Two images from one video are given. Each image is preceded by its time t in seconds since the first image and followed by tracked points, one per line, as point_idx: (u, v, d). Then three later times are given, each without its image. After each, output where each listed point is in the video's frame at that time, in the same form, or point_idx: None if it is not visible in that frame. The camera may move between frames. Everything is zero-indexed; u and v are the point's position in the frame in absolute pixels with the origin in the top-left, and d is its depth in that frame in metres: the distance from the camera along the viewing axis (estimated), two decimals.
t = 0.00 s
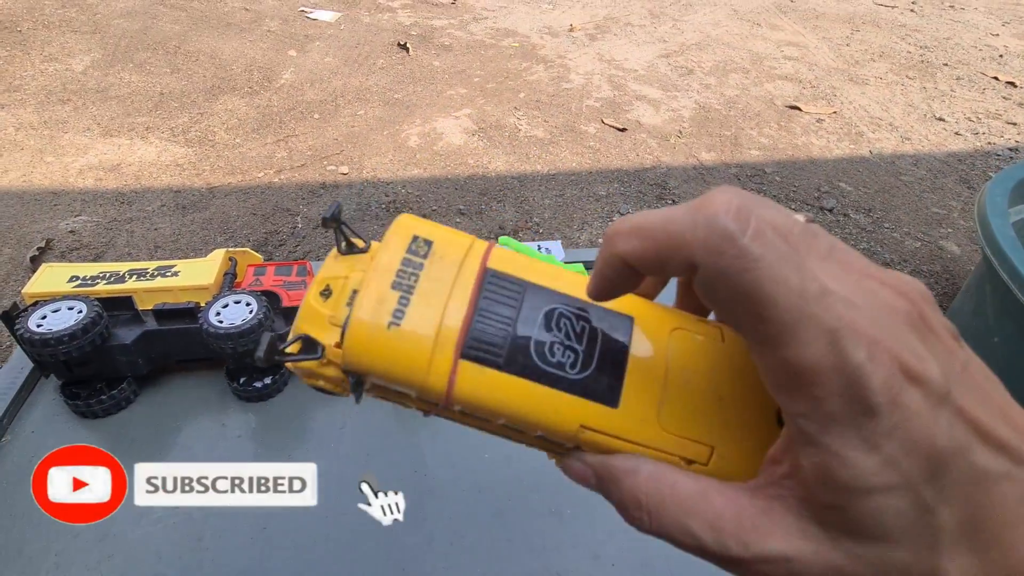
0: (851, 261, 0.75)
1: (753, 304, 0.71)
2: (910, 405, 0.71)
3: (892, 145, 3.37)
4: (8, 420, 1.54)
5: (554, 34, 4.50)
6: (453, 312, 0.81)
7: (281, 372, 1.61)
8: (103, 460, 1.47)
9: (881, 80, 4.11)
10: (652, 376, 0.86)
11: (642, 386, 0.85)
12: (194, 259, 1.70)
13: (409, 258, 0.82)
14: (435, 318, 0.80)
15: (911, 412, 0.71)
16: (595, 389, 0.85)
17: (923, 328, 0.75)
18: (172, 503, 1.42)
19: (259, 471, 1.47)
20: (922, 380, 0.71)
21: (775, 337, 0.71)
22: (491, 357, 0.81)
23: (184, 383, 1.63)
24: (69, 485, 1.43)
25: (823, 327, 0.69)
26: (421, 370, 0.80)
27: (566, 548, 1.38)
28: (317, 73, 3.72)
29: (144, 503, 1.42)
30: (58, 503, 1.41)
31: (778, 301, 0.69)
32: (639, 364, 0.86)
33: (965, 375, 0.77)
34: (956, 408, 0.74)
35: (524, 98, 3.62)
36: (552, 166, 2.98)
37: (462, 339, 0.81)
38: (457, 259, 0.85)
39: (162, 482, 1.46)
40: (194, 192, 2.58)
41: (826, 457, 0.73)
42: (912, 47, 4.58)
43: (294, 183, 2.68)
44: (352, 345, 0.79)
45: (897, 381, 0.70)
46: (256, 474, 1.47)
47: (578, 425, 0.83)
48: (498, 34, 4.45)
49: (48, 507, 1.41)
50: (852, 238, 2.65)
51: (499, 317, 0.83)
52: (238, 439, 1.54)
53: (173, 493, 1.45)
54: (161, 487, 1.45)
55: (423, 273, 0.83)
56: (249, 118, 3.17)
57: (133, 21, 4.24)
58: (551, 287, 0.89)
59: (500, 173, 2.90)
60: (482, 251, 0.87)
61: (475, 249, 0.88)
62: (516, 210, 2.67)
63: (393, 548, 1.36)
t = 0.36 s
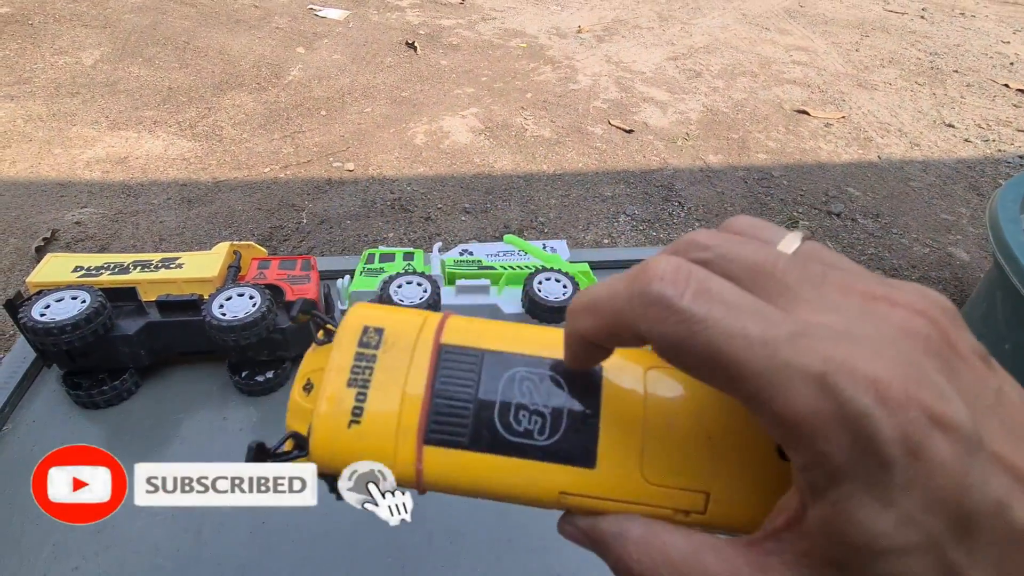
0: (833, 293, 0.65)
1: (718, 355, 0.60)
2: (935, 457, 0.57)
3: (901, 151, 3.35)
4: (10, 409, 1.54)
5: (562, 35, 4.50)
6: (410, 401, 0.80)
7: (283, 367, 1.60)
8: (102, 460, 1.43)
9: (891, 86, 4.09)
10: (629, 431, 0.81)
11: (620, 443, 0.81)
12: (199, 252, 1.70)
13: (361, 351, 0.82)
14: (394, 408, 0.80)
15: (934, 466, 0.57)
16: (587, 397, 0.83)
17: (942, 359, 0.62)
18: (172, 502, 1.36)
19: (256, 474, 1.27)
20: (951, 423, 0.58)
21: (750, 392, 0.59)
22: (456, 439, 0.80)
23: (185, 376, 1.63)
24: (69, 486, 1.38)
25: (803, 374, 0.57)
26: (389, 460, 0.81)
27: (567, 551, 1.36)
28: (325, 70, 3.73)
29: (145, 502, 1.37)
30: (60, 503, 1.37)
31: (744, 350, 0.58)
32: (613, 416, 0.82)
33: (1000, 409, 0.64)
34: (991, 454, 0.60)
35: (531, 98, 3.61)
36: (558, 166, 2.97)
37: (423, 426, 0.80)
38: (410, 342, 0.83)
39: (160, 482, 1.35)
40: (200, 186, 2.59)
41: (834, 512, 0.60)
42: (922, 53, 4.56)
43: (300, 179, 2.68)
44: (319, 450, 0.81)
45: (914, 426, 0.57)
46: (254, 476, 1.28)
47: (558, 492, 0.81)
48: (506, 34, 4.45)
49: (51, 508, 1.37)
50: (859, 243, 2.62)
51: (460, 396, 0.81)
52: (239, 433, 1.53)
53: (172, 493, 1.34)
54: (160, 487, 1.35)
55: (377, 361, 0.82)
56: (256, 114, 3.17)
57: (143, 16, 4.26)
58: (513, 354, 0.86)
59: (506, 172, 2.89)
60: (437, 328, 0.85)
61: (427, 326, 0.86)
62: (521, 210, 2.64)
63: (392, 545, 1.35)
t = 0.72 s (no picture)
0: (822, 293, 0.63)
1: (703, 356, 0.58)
2: (933, 445, 0.56)
3: (908, 151, 3.32)
4: (12, 399, 1.54)
5: (568, 33, 4.49)
6: (407, 390, 0.81)
7: (286, 360, 1.60)
8: (102, 461, 1.40)
9: (898, 86, 4.07)
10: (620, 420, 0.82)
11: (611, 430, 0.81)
12: (202, 245, 1.70)
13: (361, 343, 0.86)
14: (393, 396, 0.81)
15: (933, 454, 0.56)
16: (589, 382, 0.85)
17: (939, 350, 0.61)
18: (172, 502, 1.34)
19: (255, 474, 1.18)
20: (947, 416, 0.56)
21: (739, 393, 0.58)
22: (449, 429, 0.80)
23: (188, 369, 1.62)
24: (68, 486, 1.36)
25: (792, 371, 0.56)
26: (383, 452, 0.80)
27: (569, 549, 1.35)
28: (330, 66, 3.73)
29: (144, 501, 1.35)
30: (59, 504, 1.36)
31: (728, 353, 0.57)
32: (610, 409, 0.82)
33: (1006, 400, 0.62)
34: (993, 445, 0.59)
35: (536, 95, 3.60)
36: (562, 163, 2.96)
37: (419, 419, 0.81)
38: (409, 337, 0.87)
39: (160, 482, 1.32)
40: (204, 179, 2.58)
41: (840, 507, 0.59)
42: (930, 53, 4.53)
43: (304, 173, 2.67)
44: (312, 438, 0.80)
45: (909, 415, 0.55)
46: (253, 475, 1.19)
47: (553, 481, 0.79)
48: (512, 32, 4.44)
49: (51, 509, 1.36)
50: (866, 243, 2.60)
51: (456, 386, 0.83)
52: (241, 426, 1.53)
53: (173, 493, 1.31)
54: (160, 487, 1.32)
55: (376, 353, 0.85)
56: (260, 109, 3.17)
57: (149, 11, 4.27)
58: (510, 351, 0.89)
59: (510, 168, 2.88)
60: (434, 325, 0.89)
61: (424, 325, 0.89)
62: (526, 206, 2.63)
63: (393, 540, 1.35)
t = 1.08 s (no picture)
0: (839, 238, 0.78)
1: (728, 262, 0.75)
2: (915, 362, 0.68)
3: (912, 151, 3.31)
4: (14, 395, 1.54)
5: (571, 32, 4.47)
6: (432, 357, 0.84)
7: (287, 358, 1.60)
8: (100, 459, 1.43)
9: (903, 86, 4.05)
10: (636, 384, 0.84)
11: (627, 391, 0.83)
12: (204, 242, 1.70)
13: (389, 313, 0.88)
14: (416, 361, 0.83)
15: (915, 373, 0.67)
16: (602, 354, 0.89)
17: (931, 294, 0.72)
18: (172, 503, 1.39)
19: (260, 470, 1.45)
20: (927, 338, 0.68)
21: (751, 296, 0.73)
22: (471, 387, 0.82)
23: (190, 366, 1.62)
24: (68, 486, 1.38)
25: (797, 281, 0.72)
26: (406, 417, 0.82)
27: (572, 544, 1.35)
28: (332, 64, 3.73)
29: (143, 503, 1.38)
30: (62, 504, 1.37)
31: (748, 257, 0.74)
32: (624, 376, 0.85)
33: (991, 348, 0.72)
34: (971, 376, 0.69)
35: (539, 93, 3.60)
36: (565, 162, 2.95)
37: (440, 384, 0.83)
38: (435, 309, 0.89)
39: (162, 482, 1.43)
40: (206, 177, 2.58)
41: (826, 418, 0.71)
42: (935, 53, 4.51)
43: (306, 171, 2.67)
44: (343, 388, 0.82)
45: (893, 333, 0.68)
46: (257, 473, 1.44)
47: (566, 444, 0.81)
48: (515, 30, 4.43)
49: (53, 510, 1.36)
50: (869, 243, 2.59)
51: (477, 356, 0.85)
52: (242, 423, 1.53)
53: (173, 492, 1.41)
54: (160, 487, 1.42)
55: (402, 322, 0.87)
56: (263, 106, 3.17)
57: (152, 8, 4.27)
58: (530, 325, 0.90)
59: (512, 167, 2.87)
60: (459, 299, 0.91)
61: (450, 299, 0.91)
62: (528, 205, 2.62)
63: (394, 538, 1.34)
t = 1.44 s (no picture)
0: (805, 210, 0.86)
1: (710, 219, 0.83)
2: (881, 288, 0.74)
3: (915, 147, 3.29)
4: (13, 392, 1.54)
5: (573, 28, 4.45)
6: (450, 308, 0.91)
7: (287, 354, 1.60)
8: (99, 458, 1.42)
9: (906, 82, 4.03)
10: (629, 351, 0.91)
11: (621, 357, 0.90)
12: (204, 238, 1.70)
13: (412, 272, 0.95)
14: (435, 311, 0.90)
15: (881, 296, 0.74)
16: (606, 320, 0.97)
17: (891, 241, 0.79)
18: (172, 503, 1.38)
19: (260, 470, 1.43)
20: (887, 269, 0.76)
21: (732, 246, 0.81)
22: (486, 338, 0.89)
23: (190, 362, 1.62)
24: (69, 486, 1.38)
25: (771, 228, 0.80)
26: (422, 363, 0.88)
27: (572, 539, 1.35)
28: (333, 59, 3.72)
29: (144, 503, 1.38)
30: (62, 504, 1.37)
31: (725, 214, 0.83)
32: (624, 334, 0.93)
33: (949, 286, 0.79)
34: (932, 301, 0.76)
35: (540, 90, 3.58)
36: (566, 158, 2.94)
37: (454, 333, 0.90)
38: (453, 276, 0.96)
39: (162, 482, 1.41)
40: (207, 173, 2.57)
41: (808, 344, 0.76)
42: (938, 50, 4.48)
43: (307, 167, 2.66)
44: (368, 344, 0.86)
45: (858, 265, 0.75)
46: (257, 473, 1.43)
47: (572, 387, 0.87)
48: (516, 26, 4.41)
49: (53, 510, 1.36)
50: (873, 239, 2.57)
51: (492, 310, 0.91)
52: (242, 420, 1.52)
53: (173, 493, 1.40)
54: (160, 487, 1.40)
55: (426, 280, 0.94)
56: (263, 102, 3.16)
57: (153, 4, 4.26)
58: (536, 294, 0.97)
59: (514, 163, 2.86)
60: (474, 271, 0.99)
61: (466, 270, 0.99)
62: (529, 201, 2.62)
63: (394, 534, 1.34)
